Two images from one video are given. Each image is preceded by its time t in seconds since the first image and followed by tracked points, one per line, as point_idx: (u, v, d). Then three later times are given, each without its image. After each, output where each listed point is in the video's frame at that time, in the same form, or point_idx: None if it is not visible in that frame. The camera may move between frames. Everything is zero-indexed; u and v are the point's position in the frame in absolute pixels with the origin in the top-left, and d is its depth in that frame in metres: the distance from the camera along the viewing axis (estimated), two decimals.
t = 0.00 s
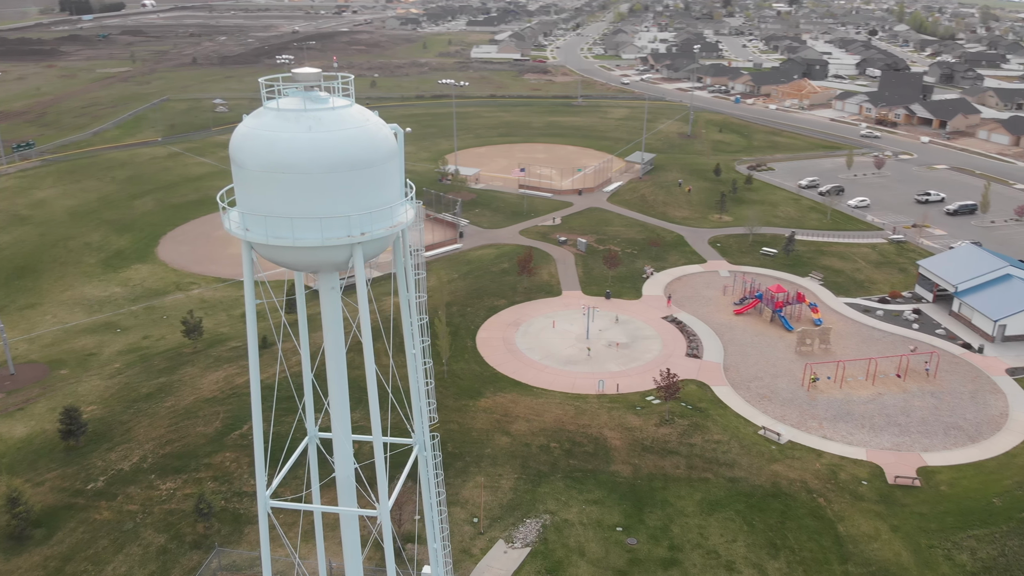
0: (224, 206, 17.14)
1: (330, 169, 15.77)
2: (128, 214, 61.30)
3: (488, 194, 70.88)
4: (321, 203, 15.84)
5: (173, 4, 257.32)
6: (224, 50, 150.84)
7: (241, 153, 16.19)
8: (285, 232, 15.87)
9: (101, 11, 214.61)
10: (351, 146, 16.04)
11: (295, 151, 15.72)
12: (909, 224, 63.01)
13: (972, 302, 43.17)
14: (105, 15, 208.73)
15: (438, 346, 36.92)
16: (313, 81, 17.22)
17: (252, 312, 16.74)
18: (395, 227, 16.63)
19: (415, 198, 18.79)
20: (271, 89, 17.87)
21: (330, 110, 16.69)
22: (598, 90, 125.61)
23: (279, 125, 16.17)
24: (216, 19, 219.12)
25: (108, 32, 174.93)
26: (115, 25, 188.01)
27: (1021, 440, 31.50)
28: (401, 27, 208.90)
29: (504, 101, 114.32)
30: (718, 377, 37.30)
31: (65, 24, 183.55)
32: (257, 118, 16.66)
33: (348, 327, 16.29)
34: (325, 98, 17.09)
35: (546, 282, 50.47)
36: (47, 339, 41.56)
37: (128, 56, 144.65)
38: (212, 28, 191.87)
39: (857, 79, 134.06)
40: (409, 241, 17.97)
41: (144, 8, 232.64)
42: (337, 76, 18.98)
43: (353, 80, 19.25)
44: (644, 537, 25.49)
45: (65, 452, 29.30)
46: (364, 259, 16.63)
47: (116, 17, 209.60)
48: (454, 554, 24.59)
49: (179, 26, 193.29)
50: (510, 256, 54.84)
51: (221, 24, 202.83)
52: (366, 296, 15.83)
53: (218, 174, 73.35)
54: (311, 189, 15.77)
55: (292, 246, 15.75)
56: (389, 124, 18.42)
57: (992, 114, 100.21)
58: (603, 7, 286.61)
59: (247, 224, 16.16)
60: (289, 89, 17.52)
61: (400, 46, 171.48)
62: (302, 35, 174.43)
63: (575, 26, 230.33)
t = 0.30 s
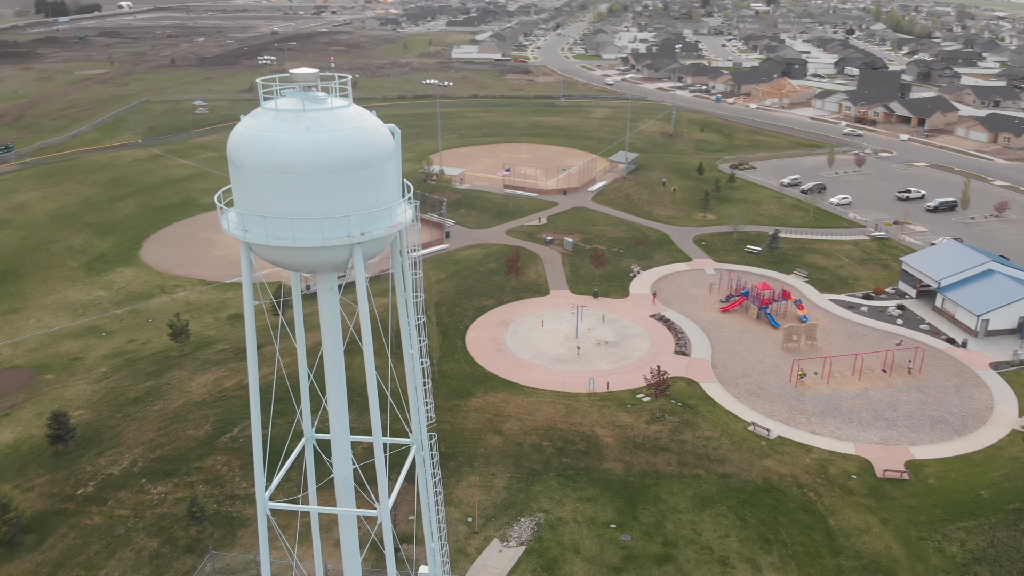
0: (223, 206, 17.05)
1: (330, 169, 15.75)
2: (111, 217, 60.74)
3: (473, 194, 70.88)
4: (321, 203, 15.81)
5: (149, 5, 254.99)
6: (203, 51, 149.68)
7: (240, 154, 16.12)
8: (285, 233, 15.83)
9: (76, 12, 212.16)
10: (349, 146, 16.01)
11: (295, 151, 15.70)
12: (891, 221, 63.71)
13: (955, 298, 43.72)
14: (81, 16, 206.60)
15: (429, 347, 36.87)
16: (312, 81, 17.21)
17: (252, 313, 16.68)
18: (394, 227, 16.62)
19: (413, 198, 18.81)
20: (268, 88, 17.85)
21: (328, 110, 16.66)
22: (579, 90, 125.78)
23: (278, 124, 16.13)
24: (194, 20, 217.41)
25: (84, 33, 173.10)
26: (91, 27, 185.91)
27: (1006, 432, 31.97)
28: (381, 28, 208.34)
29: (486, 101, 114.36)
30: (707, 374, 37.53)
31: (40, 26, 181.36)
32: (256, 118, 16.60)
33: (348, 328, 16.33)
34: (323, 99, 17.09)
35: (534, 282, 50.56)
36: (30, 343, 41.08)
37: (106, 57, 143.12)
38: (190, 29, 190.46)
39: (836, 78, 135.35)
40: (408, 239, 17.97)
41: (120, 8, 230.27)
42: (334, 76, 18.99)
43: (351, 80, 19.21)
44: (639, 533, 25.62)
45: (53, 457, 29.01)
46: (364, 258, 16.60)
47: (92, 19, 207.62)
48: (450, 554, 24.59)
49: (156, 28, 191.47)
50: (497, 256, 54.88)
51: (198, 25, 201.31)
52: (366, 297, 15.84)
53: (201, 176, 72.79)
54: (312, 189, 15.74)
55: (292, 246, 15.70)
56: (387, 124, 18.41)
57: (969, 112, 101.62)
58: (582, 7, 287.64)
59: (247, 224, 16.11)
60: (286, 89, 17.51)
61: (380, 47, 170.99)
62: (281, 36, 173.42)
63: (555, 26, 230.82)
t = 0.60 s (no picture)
0: (225, 207, 16.99)
1: (334, 169, 15.76)
2: (98, 219, 60.29)
3: (460, 194, 70.82)
4: (325, 203, 15.81)
5: (130, 6, 252.98)
6: (185, 52, 148.69)
7: (243, 154, 16.09)
8: (289, 233, 15.80)
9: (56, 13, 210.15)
10: (352, 146, 16.01)
11: (299, 151, 15.69)
12: (877, 218, 64.23)
13: (942, 293, 44.12)
14: (61, 17, 204.81)
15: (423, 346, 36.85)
16: (313, 80, 17.13)
17: (254, 313, 16.63)
18: (397, 227, 16.62)
19: (413, 198, 18.83)
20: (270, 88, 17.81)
21: (331, 110, 16.66)
22: (565, 90, 125.95)
23: (281, 125, 16.12)
24: (175, 21, 215.96)
25: (64, 34, 171.59)
26: (71, 28, 184.17)
27: (996, 426, 32.33)
28: (364, 28, 207.73)
29: (472, 101, 114.31)
30: (699, 371, 37.71)
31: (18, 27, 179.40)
32: (259, 118, 16.56)
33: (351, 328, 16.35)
34: (325, 98, 17.08)
35: (525, 281, 50.61)
36: (18, 347, 40.72)
37: (87, 59, 141.98)
38: (171, 30, 189.21)
39: (819, 77, 136.30)
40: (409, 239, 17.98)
41: (101, 9, 228.32)
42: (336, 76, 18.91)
43: (352, 80, 19.15)
44: (635, 530, 25.74)
45: (46, 461, 28.82)
46: (367, 258, 16.59)
47: (72, 19, 205.87)
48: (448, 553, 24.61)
49: (137, 29, 189.97)
50: (487, 256, 54.89)
51: (179, 26, 199.96)
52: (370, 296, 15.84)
53: (187, 178, 72.33)
54: (316, 189, 15.74)
55: (296, 246, 15.67)
56: (388, 124, 18.41)
57: (952, 110, 102.53)
58: (565, 7, 288.07)
59: (250, 225, 16.08)
60: (287, 88, 17.46)
61: (364, 47, 170.52)
62: (265, 36, 172.59)
63: (539, 26, 230.96)
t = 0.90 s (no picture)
0: (228, 208, 16.95)
1: (338, 169, 15.77)
2: (84, 222, 59.84)
3: (449, 194, 70.76)
4: (330, 203, 15.80)
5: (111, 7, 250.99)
6: (168, 54, 147.73)
7: (247, 155, 16.08)
8: (293, 234, 15.77)
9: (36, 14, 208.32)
10: (356, 145, 16.02)
11: (303, 151, 15.70)
12: (863, 216, 64.71)
13: (929, 290, 44.51)
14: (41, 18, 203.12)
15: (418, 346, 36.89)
16: (316, 80, 17.13)
17: (257, 314, 16.59)
18: (401, 227, 16.62)
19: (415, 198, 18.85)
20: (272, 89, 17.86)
21: (333, 111, 16.69)
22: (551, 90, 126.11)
23: (284, 125, 16.14)
24: (157, 21, 214.53)
25: (44, 36, 170.07)
26: (52, 29, 182.51)
27: (985, 421, 32.68)
28: (347, 28, 207.04)
29: (459, 101, 114.23)
30: (692, 369, 37.87)
31: None
32: (261, 119, 16.57)
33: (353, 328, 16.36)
34: (327, 99, 17.10)
35: (517, 281, 50.65)
36: (6, 351, 40.35)
37: (69, 60, 140.80)
38: (153, 30, 187.85)
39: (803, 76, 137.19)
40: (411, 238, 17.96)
41: (82, 11, 226.58)
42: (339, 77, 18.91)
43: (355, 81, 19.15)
44: (632, 527, 25.86)
45: (38, 465, 28.64)
46: (371, 258, 16.58)
47: (52, 20, 204.03)
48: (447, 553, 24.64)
49: (119, 30, 188.55)
50: (478, 256, 54.86)
51: (161, 26, 198.45)
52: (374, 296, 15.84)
53: (173, 179, 71.89)
54: (320, 189, 15.75)
55: (301, 247, 15.65)
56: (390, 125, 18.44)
57: (935, 108, 103.45)
58: (548, 7, 288.36)
59: (254, 225, 16.05)
60: (290, 89, 17.48)
61: (348, 47, 169.97)
62: (249, 37, 171.72)
63: (523, 26, 231.02)
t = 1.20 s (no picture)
0: (231, 208, 16.89)
1: (343, 169, 15.77)
2: (71, 225, 59.38)
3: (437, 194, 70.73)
4: (334, 203, 15.80)
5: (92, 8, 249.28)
6: (150, 55, 146.88)
7: (251, 155, 16.04)
8: (298, 234, 15.76)
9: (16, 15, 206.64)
10: (360, 145, 16.01)
11: (308, 151, 15.69)
12: (850, 214, 65.16)
13: (918, 286, 44.89)
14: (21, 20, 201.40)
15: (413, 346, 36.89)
16: (318, 80, 17.08)
17: (260, 315, 16.57)
18: (404, 227, 16.63)
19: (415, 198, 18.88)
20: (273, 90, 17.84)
21: (337, 110, 16.67)
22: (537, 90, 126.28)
23: (289, 125, 16.11)
24: (140, 22, 213.09)
25: (26, 37, 168.69)
26: (32, 30, 181.02)
27: (976, 415, 33.04)
28: (331, 28, 206.40)
29: (445, 102, 114.12)
30: (684, 367, 38.04)
31: None
32: (265, 119, 16.53)
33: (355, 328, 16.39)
34: (330, 99, 17.08)
35: (508, 281, 50.69)
36: None
37: (51, 62, 139.66)
38: (136, 32, 186.68)
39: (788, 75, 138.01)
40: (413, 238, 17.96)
41: (63, 12, 224.83)
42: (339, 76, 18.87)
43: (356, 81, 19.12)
44: (629, 525, 25.97)
45: (31, 470, 28.46)
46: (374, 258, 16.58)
47: (32, 21, 202.31)
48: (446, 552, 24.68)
49: (101, 31, 187.23)
50: (469, 256, 54.86)
51: (143, 28, 197.15)
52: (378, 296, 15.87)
53: (159, 181, 71.43)
54: (325, 189, 15.75)
55: (306, 247, 15.63)
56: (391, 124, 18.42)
57: (919, 107, 104.28)
58: (533, 7, 288.72)
59: (258, 225, 16.02)
60: (292, 88, 17.41)
61: (333, 48, 169.48)
62: (232, 38, 170.94)
63: (508, 26, 231.20)
